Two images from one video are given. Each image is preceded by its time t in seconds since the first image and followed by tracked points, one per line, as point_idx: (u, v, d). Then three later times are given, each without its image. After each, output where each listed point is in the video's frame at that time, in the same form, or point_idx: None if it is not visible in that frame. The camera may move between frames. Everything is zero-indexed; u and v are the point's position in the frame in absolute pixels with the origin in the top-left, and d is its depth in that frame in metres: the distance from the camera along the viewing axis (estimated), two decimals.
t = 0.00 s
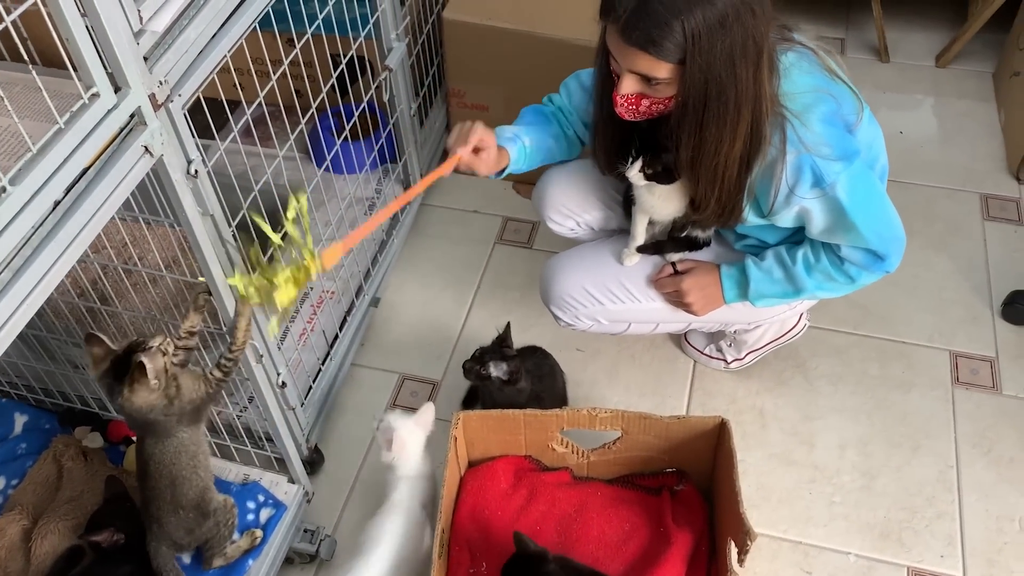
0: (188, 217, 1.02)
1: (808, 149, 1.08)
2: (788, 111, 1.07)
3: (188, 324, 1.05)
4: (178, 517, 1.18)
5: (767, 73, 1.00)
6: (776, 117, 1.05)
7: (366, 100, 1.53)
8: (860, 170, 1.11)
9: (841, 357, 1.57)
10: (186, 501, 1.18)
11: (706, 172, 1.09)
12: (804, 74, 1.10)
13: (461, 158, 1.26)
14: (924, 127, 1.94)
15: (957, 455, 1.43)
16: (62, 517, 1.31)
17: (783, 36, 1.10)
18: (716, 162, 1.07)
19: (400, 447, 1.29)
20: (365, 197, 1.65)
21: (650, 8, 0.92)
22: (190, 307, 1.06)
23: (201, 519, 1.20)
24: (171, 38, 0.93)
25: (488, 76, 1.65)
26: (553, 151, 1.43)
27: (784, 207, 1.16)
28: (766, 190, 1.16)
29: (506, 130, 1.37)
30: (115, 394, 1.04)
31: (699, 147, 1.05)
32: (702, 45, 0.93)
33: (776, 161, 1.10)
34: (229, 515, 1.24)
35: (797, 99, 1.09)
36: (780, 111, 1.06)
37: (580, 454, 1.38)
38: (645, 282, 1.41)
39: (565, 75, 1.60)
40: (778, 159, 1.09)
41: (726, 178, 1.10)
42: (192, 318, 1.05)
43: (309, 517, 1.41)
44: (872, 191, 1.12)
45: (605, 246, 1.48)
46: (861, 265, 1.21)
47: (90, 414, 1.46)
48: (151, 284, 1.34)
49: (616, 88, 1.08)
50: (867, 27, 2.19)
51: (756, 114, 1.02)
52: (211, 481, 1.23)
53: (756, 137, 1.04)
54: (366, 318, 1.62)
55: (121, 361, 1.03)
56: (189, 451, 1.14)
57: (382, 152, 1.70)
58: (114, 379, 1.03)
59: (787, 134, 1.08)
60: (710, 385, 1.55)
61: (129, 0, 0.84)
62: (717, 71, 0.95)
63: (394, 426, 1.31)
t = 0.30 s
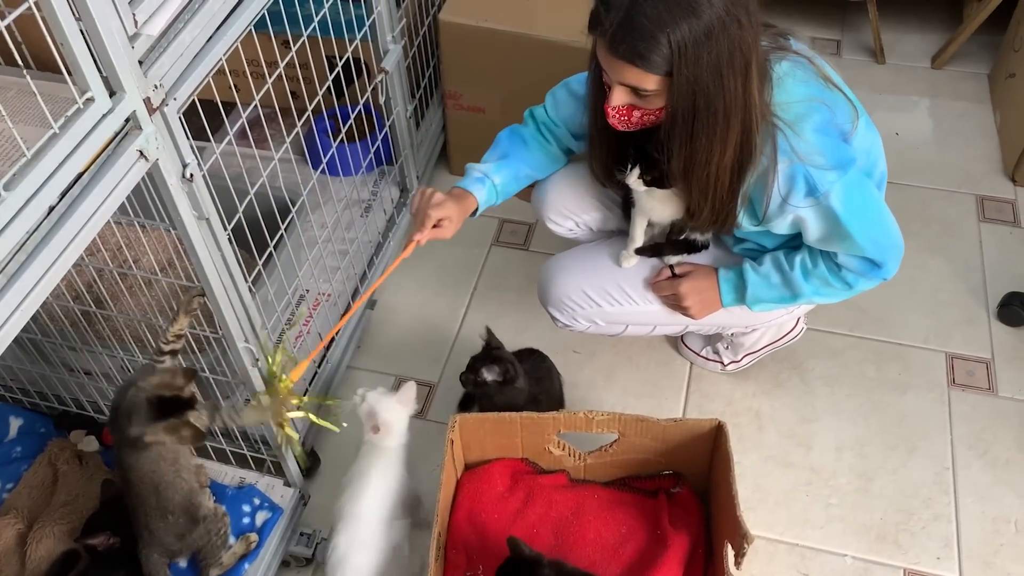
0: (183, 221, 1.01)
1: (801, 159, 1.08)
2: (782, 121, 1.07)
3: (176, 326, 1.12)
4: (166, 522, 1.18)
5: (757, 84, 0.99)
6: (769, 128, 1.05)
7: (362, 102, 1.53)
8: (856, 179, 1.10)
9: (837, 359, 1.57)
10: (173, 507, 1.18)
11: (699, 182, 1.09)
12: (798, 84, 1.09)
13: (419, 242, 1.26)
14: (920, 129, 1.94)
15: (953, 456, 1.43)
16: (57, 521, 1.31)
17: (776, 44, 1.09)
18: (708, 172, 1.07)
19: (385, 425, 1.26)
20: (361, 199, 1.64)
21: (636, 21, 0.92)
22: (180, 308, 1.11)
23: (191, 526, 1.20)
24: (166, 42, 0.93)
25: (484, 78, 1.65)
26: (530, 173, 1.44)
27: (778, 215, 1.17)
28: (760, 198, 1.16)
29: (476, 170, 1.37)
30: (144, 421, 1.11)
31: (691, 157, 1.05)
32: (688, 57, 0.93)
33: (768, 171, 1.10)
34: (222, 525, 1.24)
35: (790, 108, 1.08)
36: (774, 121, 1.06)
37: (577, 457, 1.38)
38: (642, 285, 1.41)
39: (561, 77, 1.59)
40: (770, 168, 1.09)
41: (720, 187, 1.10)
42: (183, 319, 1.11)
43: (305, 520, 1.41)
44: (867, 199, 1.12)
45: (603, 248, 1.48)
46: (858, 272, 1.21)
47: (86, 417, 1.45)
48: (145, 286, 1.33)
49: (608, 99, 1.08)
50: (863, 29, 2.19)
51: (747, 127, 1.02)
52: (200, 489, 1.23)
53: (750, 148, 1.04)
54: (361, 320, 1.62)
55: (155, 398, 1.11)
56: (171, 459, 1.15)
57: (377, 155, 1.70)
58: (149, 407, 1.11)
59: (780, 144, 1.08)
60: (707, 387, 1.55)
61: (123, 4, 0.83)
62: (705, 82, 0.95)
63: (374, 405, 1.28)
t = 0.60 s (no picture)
0: (176, 223, 1.01)
1: (796, 161, 1.08)
2: (777, 122, 1.07)
3: (195, 324, 1.13)
4: (162, 532, 1.18)
5: (751, 86, 0.99)
6: (763, 130, 1.05)
7: (356, 102, 1.52)
8: (851, 180, 1.10)
9: (832, 359, 1.57)
10: (172, 517, 1.17)
11: (694, 185, 1.09)
12: (792, 85, 1.09)
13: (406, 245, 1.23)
14: (915, 129, 1.94)
15: (947, 456, 1.43)
16: (49, 523, 1.30)
17: (771, 46, 1.09)
18: (703, 176, 1.07)
19: (396, 397, 1.30)
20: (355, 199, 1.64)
21: (629, 26, 0.92)
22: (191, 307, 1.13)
23: (187, 534, 1.20)
24: (157, 43, 0.92)
25: (478, 78, 1.65)
26: (520, 177, 1.43)
27: (775, 216, 1.16)
28: (756, 200, 1.16)
29: (466, 172, 1.37)
30: (196, 430, 1.07)
31: (686, 161, 1.05)
32: (682, 62, 0.92)
33: (763, 172, 1.10)
34: (219, 531, 1.23)
35: (785, 110, 1.08)
36: (768, 122, 1.06)
37: (571, 458, 1.38)
38: (637, 286, 1.41)
39: (555, 77, 1.59)
40: (765, 170, 1.09)
41: (716, 191, 1.10)
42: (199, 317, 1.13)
43: (299, 522, 1.40)
44: (862, 200, 1.12)
45: (599, 248, 1.48)
46: (854, 272, 1.21)
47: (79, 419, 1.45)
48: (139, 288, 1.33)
49: (602, 103, 1.07)
50: (857, 28, 2.19)
51: (742, 130, 1.01)
52: (194, 497, 1.23)
53: (745, 150, 1.04)
54: (356, 321, 1.62)
55: (215, 407, 1.08)
56: (176, 468, 1.15)
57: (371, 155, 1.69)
58: (205, 414, 1.07)
59: (774, 146, 1.08)
60: (701, 387, 1.55)
61: (113, 5, 0.83)
62: (699, 87, 0.95)
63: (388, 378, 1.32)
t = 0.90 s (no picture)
0: (163, 224, 1.01)
1: (782, 163, 1.08)
2: (762, 124, 1.07)
3: (183, 326, 1.14)
4: (154, 541, 1.17)
5: (738, 88, 0.99)
6: (750, 132, 1.05)
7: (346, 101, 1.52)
8: (837, 180, 1.11)
9: (823, 357, 1.58)
10: (162, 526, 1.17)
11: (682, 188, 1.09)
12: (778, 86, 1.09)
13: (460, 202, 1.25)
14: (905, 127, 1.95)
15: (937, 454, 1.44)
16: (38, 525, 1.30)
17: (758, 47, 1.09)
18: (689, 178, 1.07)
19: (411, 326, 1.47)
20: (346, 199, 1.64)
21: (617, 29, 0.91)
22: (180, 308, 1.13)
23: (180, 542, 1.19)
24: (144, 43, 0.91)
25: (468, 77, 1.65)
26: (544, 150, 1.44)
27: (761, 218, 1.17)
28: (743, 202, 1.16)
29: (499, 138, 1.37)
30: (176, 434, 1.11)
31: (674, 164, 1.05)
32: (670, 65, 0.92)
33: (750, 174, 1.10)
34: (211, 534, 1.23)
35: (771, 112, 1.08)
36: (754, 125, 1.06)
37: (562, 457, 1.38)
38: (627, 285, 1.41)
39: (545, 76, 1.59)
40: (751, 173, 1.09)
41: (703, 194, 1.10)
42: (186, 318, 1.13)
43: (290, 523, 1.40)
44: (849, 200, 1.12)
45: (588, 249, 1.48)
46: (841, 272, 1.21)
47: (68, 420, 1.44)
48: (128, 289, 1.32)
49: (590, 105, 1.07)
50: (848, 27, 2.19)
51: (730, 133, 1.01)
52: (184, 503, 1.23)
53: (732, 151, 1.04)
54: (347, 320, 1.61)
55: (197, 410, 1.12)
56: (163, 474, 1.16)
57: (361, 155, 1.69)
58: (186, 417, 1.11)
59: (761, 147, 1.08)
60: (692, 386, 1.55)
61: (99, 4, 0.83)
62: (687, 91, 0.95)
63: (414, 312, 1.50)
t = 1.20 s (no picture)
0: (151, 222, 1.00)
1: (770, 161, 1.09)
2: (749, 122, 1.07)
3: (165, 332, 1.10)
4: (149, 549, 1.16)
5: (724, 86, 0.99)
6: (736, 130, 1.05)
7: (336, 100, 1.51)
8: (825, 179, 1.11)
9: (814, 354, 1.58)
10: (156, 533, 1.16)
11: (665, 182, 1.09)
12: (766, 85, 1.09)
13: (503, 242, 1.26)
14: (896, 125, 1.95)
15: (927, 450, 1.44)
16: (29, 525, 1.30)
17: (747, 45, 1.09)
18: (672, 173, 1.07)
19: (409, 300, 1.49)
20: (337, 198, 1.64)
21: (598, 21, 0.92)
22: (162, 314, 1.09)
23: (175, 546, 1.18)
24: (131, 41, 0.91)
25: (459, 76, 1.65)
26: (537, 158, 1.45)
27: (749, 216, 1.17)
28: (730, 199, 1.17)
29: (501, 158, 1.38)
30: (141, 442, 1.11)
31: (658, 157, 1.05)
32: (651, 59, 0.93)
33: (737, 172, 1.10)
34: (206, 534, 1.22)
35: (759, 109, 1.08)
36: (741, 123, 1.06)
37: (554, 454, 1.38)
38: (618, 283, 1.41)
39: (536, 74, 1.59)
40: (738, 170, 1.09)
41: (687, 189, 1.10)
42: (169, 324, 1.09)
43: (282, 521, 1.40)
44: (837, 198, 1.12)
45: (578, 247, 1.48)
46: (829, 270, 1.21)
47: (59, 420, 1.44)
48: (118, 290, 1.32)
49: (574, 100, 1.08)
50: (838, 25, 2.20)
51: (713, 128, 1.01)
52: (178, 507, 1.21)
53: (716, 146, 1.04)
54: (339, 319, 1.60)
55: (157, 425, 1.10)
56: (149, 485, 1.15)
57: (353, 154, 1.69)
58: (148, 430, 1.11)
59: (748, 145, 1.08)
60: (684, 383, 1.55)
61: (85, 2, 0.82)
62: (667, 84, 0.95)
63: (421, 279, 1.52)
